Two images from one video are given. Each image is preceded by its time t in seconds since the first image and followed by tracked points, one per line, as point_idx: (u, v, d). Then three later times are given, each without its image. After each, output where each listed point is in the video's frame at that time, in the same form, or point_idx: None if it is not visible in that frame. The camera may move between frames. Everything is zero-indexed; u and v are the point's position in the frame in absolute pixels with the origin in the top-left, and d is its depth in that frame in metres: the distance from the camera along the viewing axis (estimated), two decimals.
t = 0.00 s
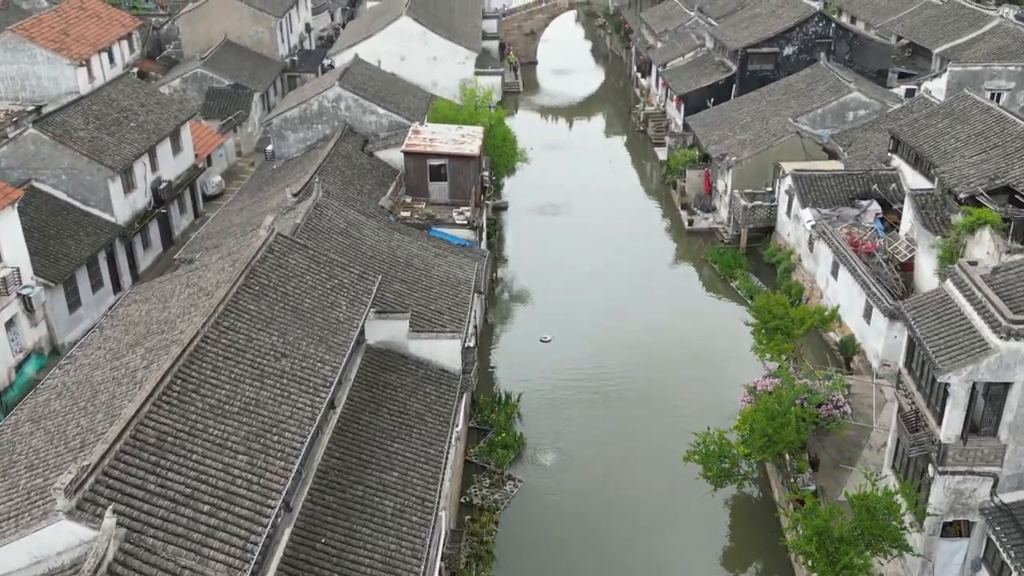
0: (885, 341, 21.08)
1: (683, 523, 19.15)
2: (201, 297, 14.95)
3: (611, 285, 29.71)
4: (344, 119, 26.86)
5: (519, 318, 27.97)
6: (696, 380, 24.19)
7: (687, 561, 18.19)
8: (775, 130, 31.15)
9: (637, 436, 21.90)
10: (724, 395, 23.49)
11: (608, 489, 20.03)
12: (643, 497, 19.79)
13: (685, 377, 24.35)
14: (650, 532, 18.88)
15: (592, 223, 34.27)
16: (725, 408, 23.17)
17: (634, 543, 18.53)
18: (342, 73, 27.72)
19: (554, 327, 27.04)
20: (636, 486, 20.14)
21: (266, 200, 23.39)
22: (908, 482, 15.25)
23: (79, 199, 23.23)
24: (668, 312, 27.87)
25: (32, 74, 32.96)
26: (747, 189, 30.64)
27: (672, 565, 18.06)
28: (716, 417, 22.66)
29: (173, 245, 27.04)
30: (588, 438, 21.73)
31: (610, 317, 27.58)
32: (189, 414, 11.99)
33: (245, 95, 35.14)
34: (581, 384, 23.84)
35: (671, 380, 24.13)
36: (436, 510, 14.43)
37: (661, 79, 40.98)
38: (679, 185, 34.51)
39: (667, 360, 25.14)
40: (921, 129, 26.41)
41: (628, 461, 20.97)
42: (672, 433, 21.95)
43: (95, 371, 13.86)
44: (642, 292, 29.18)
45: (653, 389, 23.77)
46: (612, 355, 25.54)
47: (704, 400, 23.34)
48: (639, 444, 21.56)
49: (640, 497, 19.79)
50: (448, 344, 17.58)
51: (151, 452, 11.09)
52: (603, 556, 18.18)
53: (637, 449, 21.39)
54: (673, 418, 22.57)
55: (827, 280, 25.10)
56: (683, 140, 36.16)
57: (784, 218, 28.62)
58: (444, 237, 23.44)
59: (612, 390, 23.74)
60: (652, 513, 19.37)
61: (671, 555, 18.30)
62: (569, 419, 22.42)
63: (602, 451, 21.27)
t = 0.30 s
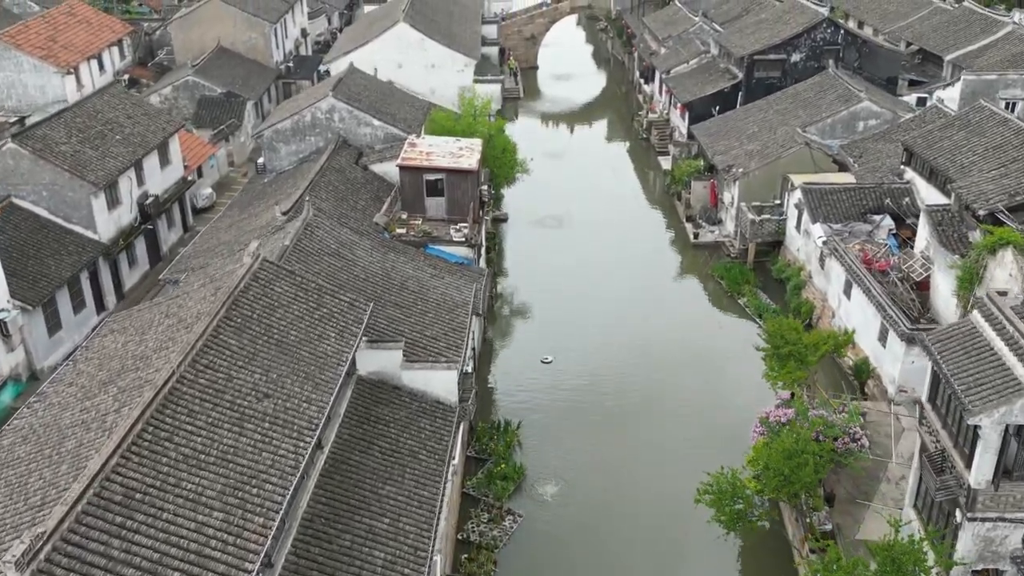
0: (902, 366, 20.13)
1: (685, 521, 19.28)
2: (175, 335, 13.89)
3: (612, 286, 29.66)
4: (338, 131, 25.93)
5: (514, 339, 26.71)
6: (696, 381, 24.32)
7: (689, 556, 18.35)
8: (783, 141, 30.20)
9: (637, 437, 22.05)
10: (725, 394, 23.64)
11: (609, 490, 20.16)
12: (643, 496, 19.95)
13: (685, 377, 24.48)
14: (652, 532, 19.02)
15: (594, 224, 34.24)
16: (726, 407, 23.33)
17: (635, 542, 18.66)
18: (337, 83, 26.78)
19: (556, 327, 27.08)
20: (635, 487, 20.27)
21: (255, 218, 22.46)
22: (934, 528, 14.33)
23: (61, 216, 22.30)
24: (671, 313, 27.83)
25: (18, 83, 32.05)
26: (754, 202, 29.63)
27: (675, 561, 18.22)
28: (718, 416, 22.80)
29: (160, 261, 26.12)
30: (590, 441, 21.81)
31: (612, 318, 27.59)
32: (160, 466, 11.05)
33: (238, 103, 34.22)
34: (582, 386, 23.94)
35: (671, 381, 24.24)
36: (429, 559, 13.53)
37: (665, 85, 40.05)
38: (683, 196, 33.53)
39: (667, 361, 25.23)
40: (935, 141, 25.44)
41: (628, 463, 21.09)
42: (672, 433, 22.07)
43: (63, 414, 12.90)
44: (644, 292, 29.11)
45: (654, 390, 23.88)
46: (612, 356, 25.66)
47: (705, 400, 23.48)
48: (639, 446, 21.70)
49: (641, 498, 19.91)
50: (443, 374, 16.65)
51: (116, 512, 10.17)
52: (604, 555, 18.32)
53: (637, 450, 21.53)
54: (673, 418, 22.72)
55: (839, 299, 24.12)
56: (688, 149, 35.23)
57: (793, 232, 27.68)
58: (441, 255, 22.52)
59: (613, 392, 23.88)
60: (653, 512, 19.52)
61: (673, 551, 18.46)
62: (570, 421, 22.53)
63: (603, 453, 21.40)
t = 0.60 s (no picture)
0: (919, 394, 19.19)
1: (685, 521, 19.32)
2: (142, 377, 12.87)
3: (612, 286, 29.52)
4: (331, 142, 24.99)
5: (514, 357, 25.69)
6: (697, 380, 24.30)
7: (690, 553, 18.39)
8: (791, 151, 29.24)
9: (637, 438, 22.06)
10: (726, 393, 23.64)
11: (609, 491, 20.16)
12: (643, 497, 19.98)
13: (685, 377, 24.44)
14: (653, 531, 19.06)
15: (595, 225, 34.05)
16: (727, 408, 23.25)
17: (635, 542, 18.69)
18: (329, 92, 25.85)
19: (556, 327, 27.05)
20: (635, 487, 20.30)
21: (243, 235, 21.53)
22: None
23: (40, 233, 21.38)
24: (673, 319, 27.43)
25: (3, 91, 31.15)
26: (762, 214, 28.68)
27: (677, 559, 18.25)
28: (718, 415, 22.81)
29: (146, 277, 25.20)
30: (589, 441, 21.82)
31: (612, 319, 27.49)
32: (125, 525, 10.15)
33: (230, 111, 33.29)
34: (582, 386, 23.92)
35: (671, 381, 24.19)
36: None
37: (668, 92, 39.10)
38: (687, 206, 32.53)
39: (667, 360, 25.16)
40: (950, 153, 24.47)
41: (628, 464, 21.10)
42: (672, 435, 22.05)
43: (26, 461, 11.96)
44: (645, 293, 28.98)
45: (654, 390, 23.84)
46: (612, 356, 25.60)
47: (705, 400, 23.47)
48: (639, 446, 21.72)
49: (641, 499, 19.93)
50: (437, 408, 15.70)
51: None
52: (605, 554, 18.35)
53: (637, 450, 21.56)
54: (672, 418, 22.69)
55: (851, 318, 23.16)
56: (692, 157, 34.20)
57: (802, 247, 26.71)
58: (437, 273, 21.59)
59: (613, 392, 23.86)
60: (653, 512, 19.55)
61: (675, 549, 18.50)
62: (570, 422, 22.53)
63: (603, 453, 21.42)
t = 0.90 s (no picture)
0: (940, 423, 18.27)
1: (685, 520, 19.42)
2: (113, 420, 11.95)
3: (611, 287, 29.35)
4: (324, 154, 24.05)
5: (514, 377, 24.66)
6: (697, 380, 24.29)
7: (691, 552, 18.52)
8: (800, 161, 28.28)
9: (637, 437, 22.07)
10: (725, 392, 23.64)
11: (609, 492, 20.20)
12: (645, 498, 20.04)
13: (685, 377, 24.42)
14: (653, 531, 19.14)
15: (594, 227, 33.86)
16: (727, 407, 23.24)
17: (635, 542, 18.77)
18: (323, 102, 24.90)
19: (557, 326, 26.97)
20: (634, 488, 20.36)
21: (231, 254, 20.59)
22: None
23: (18, 252, 20.44)
24: (678, 334, 26.52)
25: None
26: (770, 227, 27.73)
27: (677, 558, 18.37)
28: (717, 414, 22.83)
29: (131, 294, 24.26)
30: (589, 441, 21.84)
31: (612, 318, 27.43)
32: None
33: (222, 120, 32.37)
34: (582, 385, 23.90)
35: (670, 381, 24.16)
36: None
37: (672, 98, 38.16)
38: (693, 217, 31.53)
39: (667, 360, 25.12)
40: (967, 165, 23.50)
41: (628, 464, 21.13)
42: (670, 434, 22.11)
43: None
44: (645, 293, 28.90)
45: (655, 390, 23.79)
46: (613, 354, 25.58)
47: (705, 399, 23.47)
48: (639, 446, 21.74)
49: (642, 500, 19.98)
50: (432, 444, 14.75)
51: None
52: (606, 555, 18.43)
53: (637, 450, 21.58)
54: (673, 418, 22.66)
55: (866, 339, 22.18)
56: (697, 167, 33.07)
57: (813, 262, 25.74)
58: (433, 293, 20.70)
59: (612, 390, 23.87)
60: (654, 512, 19.60)
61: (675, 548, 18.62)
62: (570, 422, 22.54)
63: (603, 453, 21.45)
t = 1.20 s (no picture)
0: (964, 452, 17.36)
1: (686, 518, 19.47)
2: (84, 466, 11.07)
3: (613, 291, 28.89)
4: (318, 166, 23.16)
5: (515, 398, 23.65)
6: (697, 381, 24.20)
7: (691, 550, 18.59)
8: (811, 172, 27.36)
9: (637, 437, 22.03)
10: (725, 392, 23.57)
11: (609, 493, 20.19)
12: (647, 498, 20.04)
13: (685, 377, 24.31)
14: (655, 534, 19.05)
15: (595, 229, 33.39)
16: (727, 407, 23.17)
17: (634, 543, 18.77)
18: (317, 112, 24.01)
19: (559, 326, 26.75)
20: (634, 488, 20.35)
21: (220, 273, 19.71)
22: None
23: None
24: (685, 351, 25.62)
25: None
26: (780, 240, 26.84)
27: (678, 557, 18.44)
28: (717, 414, 22.77)
29: (118, 311, 23.37)
30: (589, 441, 21.80)
31: (613, 319, 27.23)
32: None
33: (215, 127, 31.50)
34: (582, 386, 23.79)
35: (671, 381, 24.09)
36: None
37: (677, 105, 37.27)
38: (699, 228, 30.61)
39: (668, 361, 25.02)
40: (986, 178, 22.59)
41: (628, 465, 21.08)
42: (670, 433, 22.10)
43: None
44: (649, 301, 28.23)
45: (655, 391, 23.70)
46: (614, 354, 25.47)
47: (706, 399, 23.40)
48: (639, 447, 21.68)
49: (643, 500, 19.98)
50: (428, 482, 13.84)
51: None
52: (606, 554, 18.48)
53: (637, 450, 21.53)
54: (673, 418, 22.62)
55: (883, 359, 21.26)
56: (704, 176, 32.11)
57: (825, 277, 24.84)
58: (432, 313, 19.81)
59: (613, 390, 23.79)
60: (655, 514, 19.57)
61: (676, 548, 18.67)
62: (569, 422, 22.49)
63: (603, 454, 21.40)
